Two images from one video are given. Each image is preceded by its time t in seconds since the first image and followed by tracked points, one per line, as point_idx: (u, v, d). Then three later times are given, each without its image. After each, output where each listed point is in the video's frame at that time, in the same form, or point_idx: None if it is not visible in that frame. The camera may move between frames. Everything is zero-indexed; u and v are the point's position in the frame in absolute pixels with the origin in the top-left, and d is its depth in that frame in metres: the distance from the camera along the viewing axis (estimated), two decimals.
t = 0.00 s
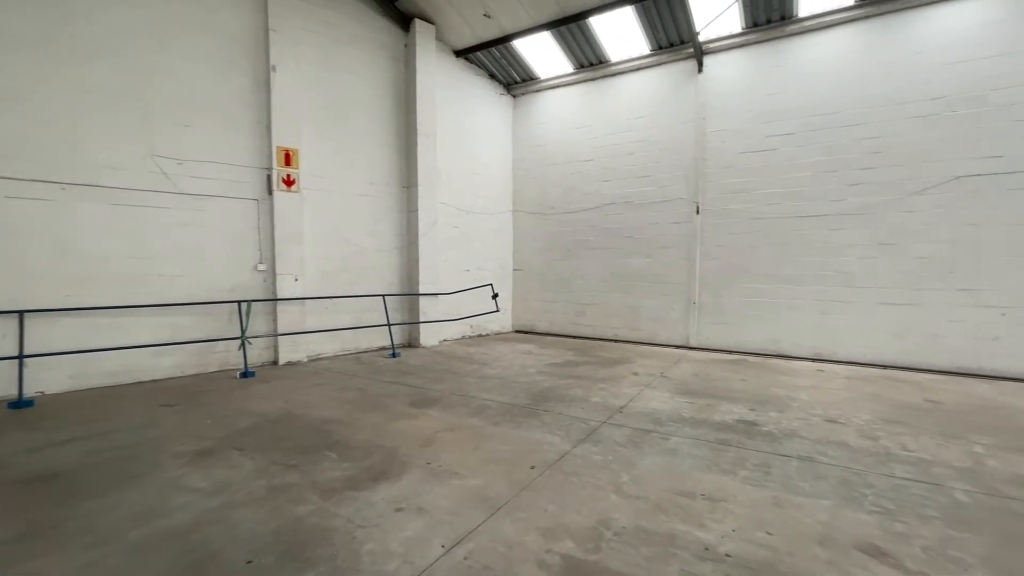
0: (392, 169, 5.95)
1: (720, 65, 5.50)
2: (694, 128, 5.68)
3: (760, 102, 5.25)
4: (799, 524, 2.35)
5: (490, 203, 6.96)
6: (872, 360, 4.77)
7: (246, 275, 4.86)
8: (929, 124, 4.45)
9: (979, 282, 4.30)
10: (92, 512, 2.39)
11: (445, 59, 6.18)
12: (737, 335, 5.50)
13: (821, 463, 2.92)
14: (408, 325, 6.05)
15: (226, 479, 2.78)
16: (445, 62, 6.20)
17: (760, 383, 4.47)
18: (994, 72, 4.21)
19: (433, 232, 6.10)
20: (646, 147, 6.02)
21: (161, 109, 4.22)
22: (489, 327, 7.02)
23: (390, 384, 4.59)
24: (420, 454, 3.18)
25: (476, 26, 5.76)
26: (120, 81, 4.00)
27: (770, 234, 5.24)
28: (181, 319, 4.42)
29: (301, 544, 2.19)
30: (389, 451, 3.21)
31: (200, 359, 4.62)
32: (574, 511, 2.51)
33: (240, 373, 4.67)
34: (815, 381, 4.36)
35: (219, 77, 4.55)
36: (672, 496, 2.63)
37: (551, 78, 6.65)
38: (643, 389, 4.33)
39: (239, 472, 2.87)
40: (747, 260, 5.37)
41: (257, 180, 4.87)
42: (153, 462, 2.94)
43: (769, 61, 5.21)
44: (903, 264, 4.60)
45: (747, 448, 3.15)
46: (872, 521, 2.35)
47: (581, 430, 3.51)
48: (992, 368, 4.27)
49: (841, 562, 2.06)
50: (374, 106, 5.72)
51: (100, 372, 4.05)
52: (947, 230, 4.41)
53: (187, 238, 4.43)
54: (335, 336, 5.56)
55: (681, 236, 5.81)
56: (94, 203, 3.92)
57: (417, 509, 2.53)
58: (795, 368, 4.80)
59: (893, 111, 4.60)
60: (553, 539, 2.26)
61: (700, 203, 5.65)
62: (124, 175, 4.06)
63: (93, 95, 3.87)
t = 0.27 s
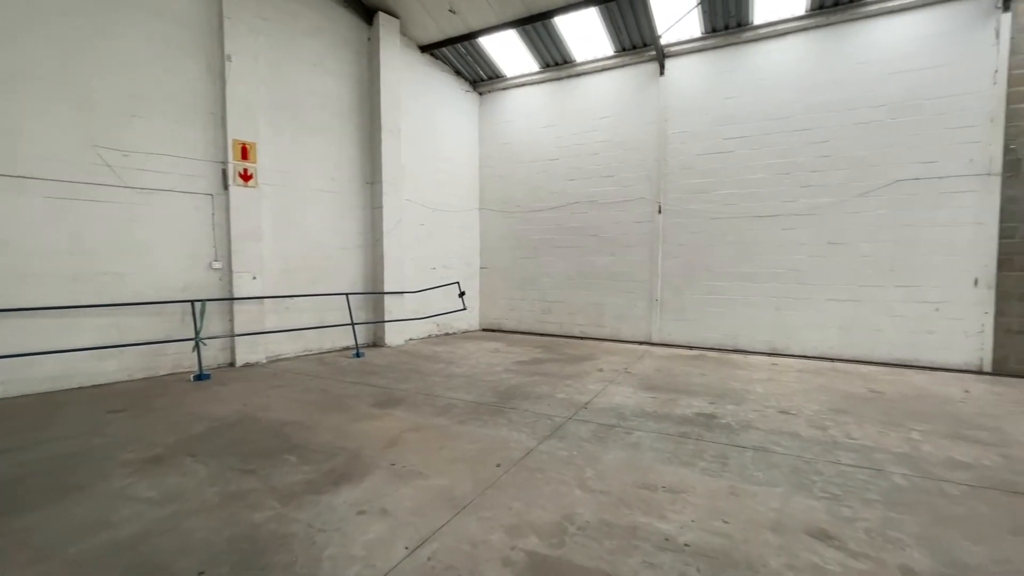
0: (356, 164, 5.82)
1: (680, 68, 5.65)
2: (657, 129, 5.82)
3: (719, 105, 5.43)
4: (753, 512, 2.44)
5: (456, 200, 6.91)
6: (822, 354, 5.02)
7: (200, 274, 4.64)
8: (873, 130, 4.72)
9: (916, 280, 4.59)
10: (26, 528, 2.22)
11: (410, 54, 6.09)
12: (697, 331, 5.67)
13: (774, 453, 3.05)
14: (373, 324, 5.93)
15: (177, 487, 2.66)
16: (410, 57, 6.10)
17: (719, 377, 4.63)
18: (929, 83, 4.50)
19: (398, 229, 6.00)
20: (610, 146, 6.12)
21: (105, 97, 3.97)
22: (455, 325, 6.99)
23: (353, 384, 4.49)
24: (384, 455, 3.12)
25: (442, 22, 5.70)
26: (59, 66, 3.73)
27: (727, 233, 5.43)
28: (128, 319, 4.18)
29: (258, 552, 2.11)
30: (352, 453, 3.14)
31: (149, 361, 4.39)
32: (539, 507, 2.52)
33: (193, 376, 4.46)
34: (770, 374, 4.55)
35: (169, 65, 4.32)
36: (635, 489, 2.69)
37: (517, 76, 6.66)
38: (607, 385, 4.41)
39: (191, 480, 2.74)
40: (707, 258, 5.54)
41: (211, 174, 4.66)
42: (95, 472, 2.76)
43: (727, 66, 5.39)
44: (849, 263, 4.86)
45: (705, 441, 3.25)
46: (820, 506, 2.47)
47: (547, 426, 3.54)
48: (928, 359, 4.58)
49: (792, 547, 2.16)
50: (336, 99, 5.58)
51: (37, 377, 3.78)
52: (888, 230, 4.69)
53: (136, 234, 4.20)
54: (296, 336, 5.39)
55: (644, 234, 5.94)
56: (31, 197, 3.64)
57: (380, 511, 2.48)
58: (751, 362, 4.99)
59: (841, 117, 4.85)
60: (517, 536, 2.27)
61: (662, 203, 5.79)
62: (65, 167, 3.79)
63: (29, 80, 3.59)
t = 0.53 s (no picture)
0: (316, 160, 5.65)
1: (642, 71, 5.77)
2: (620, 130, 5.92)
3: (679, 108, 5.58)
4: (710, 503, 2.53)
5: (421, 198, 6.83)
6: (775, 349, 5.24)
7: (149, 273, 4.40)
8: (821, 136, 4.96)
9: (860, 278, 4.87)
10: None
11: (372, 48, 5.96)
12: (658, 328, 5.82)
13: (730, 445, 3.16)
14: (335, 325, 5.79)
15: (122, 498, 2.51)
16: (372, 51, 5.97)
17: (679, 372, 4.76)
18: (871, 93, 4.77)
19: (361, 227, 5.88)
20: (575, 147, 6.19)
21: (41, 84, 3.69)
22: (421, 325, 6.91)
23: (314, 387, 4.37)
24: (345, 459, 3.06)
25: (405, 17, 5.60)
26: None
27: (687, 233, 5.59)
28: (69, 322, 3.92)
29: (210, 564, 2.02)
30: (312, 457, 3.06)
31: (92, 366, 4.13)
32: (503, 506, 2.53)
33: (141, 381, 4.23)
34: (726, 369, 4.72)
35: (113, 52, 4.07)
36: (597, 485, 2.74)
37: (482, 75, 6.63)
38: (572, 382, 4.46)
39: (137, 490, 2.60)
40: (668, 257, 5.69)
41: (160, 168, 4.42)
42: (29, 486, 2.58)
43: (686, 70, 5.54)
44: (799, 262, 5.10)
45: (666, 435, 3.34)
46: (772, 495, 2.58)
47: (512, 425, 3.55)
48: (870, 353, 4.86)
49: (746, 535, 2.24)
50: (295, 93, 5.40)
51: None
52: (835, 231, 4.94)
53: (77, 230, 3.93)
54: (254, 338, 5.20)
55: (608, 234, 6.04)
56: None
57: (341, 516, 2.42)
58: (709, 357, 5.17)
59: (792, 123, 5.07)
60: (481, 535, 2.26)
61: (625, 203, 5.90)
62: None
63: None
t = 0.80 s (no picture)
0: (273, 156, 5.46)
1: (604, 74, 5.87)
2: (583, 132, 6.01)
3: (640, 112, 5.71)
4: (669, 497, 2.60)
5: (384, 197, 6.71)
6: (731, 346, 5.45)
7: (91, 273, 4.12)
8: (772, 141, 5.19)
9: (808, 278, 5.12)
10: None
11: (333, 42, 5.81)
12: (621, 327, 5.94)
13: (688, 440, 3.26)
14: (294, 326, 5.61)
15: (58, 514, 2.35)
16: (333, 45, 5.82)
17: (640, 369, 4.88)
18: (818, 102, 5.02)
19: (321, 225, 5.72)
20: (539, 147, 6.24)
21: None
22: (385, 325, 6.80)
23: (271, 390, 4.23)
24: (304, 464, 2.97)
25: (367, 12, 5.49)
26: None
27: (649, 234, 5.73)
28: None
29: None
30: (268, 464, 2.96)
31: (25, 373, 3.84)
32: (467, 507, 2.52)
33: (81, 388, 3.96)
34: (685, 366, 4.87)
35: (48, 35, 3.79)
36: (560, 483, 2.77)
37: (447, 73, 6.59)
38: (536, 381, 4.49)
39: (75, 505, 2.43)
40: (629, 257, 5.82)
41: (102, 161, 4.15)
42: None
43: (647, 75, 5.67)
44: (753, 262, 5.32)
45: (627, 431, 3.42)
46: (727, 487, 2.69)
47: (476, 425, 3.54)
48: (818, 349, 5.13)
49: (702, 526, 2.32)
50: (251, 85, 5.19)
51: None
52: (785, 233, 5.18)
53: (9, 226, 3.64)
54: (207, 340, 4.97)
55: (572, 234, 6.12)
56: None
57: (298, 523, 2.35)
58: (669, 355, 5.32)
59: (745, 128, 5.29)
60: (444, 537, 2.25)
61: (588, 204, 6.00)
62: None
63: None
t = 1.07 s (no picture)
0: (227, 150, 5.22)
1: (567, 77, 5.94)
2: (546, 133, 6.06)
3: (602, 115, 5.81)
4: (629, 492, 2.66)
5: (345, 195, 6.55)
6: (689, 344, 5.62)
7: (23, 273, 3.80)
8: (727, 146, 5.40)
9: (761, 278, 5.35)
10: None
11: (291, 34, 5.62)
12: (584, 326, 6.03)
13: (648, 436, 3.34)
14: (250, 328, 5.40)
15: None
16: (291, 37, 5.63)
17: (602, 368, 4.97)
18: (769, 110, 5.26)
19: (278, 223, 5.53)
20: (503, 147, 6.25)
21: None
22: (346, 326, 6.64)
23: (225, 395, 4.05)
24: (259, 471, 2.86)
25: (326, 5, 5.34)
26: None
27: (611, 235, 5.84)
28: None
29: None
30: (220, 472, 2.83)
31: None
32: (429, 509, 2.49)
33: (10, 396, 3.67)
34: (646, 364, 4.99)
35: None
36: (524, 482, 2.78)
37: (410, 70, 6.50)
38: (500, 381, 4.50)
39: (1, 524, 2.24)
40: (592, 257, 5.92)
41: (35, 152, 3.85)
42: None
43: (608, 78, 5.78)
44: (710, 263, 5.51)
45: (589, 429, 3.47)
46: (684, 480, 2.77)
47: (440, 426, 3.51)
48: (769, 346, 5.37)
49: (661, 520, 2.39)
50: (202, 76, 4.95)
51: None
52: (739, 235, 5.40)
53: None
54: (154, 344, 4.71)
55: (537, 234, 6.16)
56: None
57: (252, 533, 2.26)
58: (630, 353, 5.44)
59: (702, 133, 5.47)
60: (405, 542, 2.21)
61: (552, 205, 6.06)
62: None
63: None
